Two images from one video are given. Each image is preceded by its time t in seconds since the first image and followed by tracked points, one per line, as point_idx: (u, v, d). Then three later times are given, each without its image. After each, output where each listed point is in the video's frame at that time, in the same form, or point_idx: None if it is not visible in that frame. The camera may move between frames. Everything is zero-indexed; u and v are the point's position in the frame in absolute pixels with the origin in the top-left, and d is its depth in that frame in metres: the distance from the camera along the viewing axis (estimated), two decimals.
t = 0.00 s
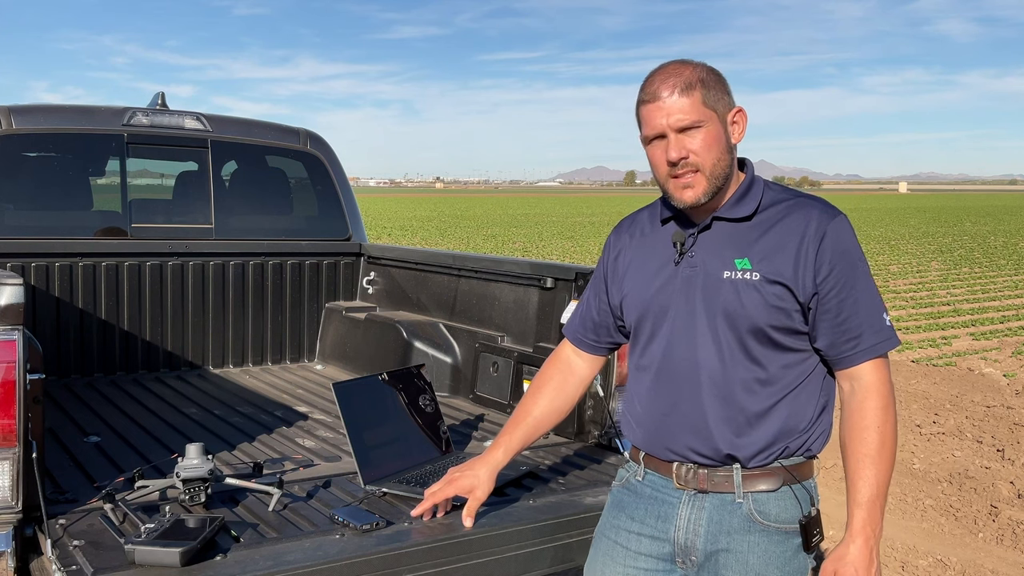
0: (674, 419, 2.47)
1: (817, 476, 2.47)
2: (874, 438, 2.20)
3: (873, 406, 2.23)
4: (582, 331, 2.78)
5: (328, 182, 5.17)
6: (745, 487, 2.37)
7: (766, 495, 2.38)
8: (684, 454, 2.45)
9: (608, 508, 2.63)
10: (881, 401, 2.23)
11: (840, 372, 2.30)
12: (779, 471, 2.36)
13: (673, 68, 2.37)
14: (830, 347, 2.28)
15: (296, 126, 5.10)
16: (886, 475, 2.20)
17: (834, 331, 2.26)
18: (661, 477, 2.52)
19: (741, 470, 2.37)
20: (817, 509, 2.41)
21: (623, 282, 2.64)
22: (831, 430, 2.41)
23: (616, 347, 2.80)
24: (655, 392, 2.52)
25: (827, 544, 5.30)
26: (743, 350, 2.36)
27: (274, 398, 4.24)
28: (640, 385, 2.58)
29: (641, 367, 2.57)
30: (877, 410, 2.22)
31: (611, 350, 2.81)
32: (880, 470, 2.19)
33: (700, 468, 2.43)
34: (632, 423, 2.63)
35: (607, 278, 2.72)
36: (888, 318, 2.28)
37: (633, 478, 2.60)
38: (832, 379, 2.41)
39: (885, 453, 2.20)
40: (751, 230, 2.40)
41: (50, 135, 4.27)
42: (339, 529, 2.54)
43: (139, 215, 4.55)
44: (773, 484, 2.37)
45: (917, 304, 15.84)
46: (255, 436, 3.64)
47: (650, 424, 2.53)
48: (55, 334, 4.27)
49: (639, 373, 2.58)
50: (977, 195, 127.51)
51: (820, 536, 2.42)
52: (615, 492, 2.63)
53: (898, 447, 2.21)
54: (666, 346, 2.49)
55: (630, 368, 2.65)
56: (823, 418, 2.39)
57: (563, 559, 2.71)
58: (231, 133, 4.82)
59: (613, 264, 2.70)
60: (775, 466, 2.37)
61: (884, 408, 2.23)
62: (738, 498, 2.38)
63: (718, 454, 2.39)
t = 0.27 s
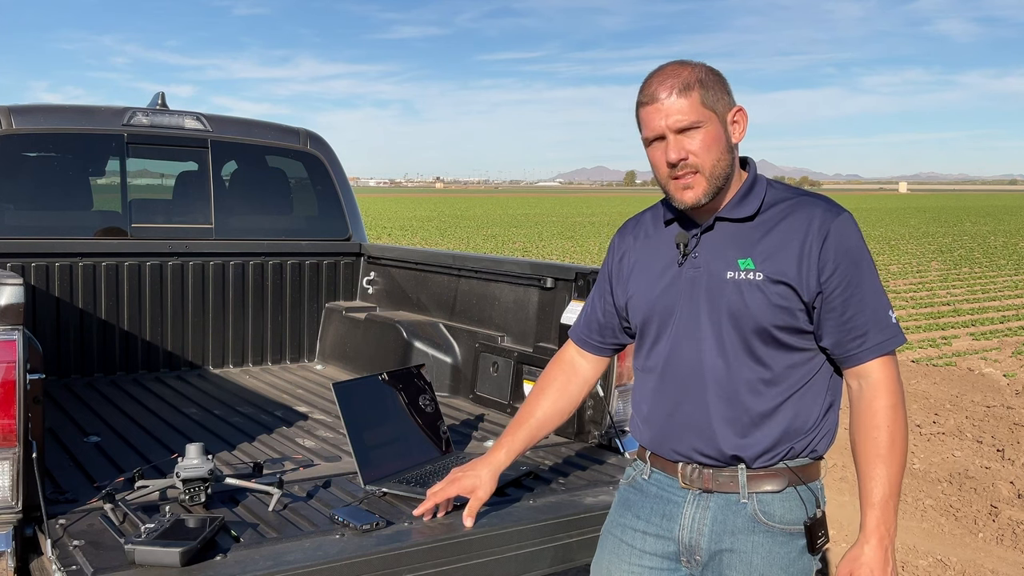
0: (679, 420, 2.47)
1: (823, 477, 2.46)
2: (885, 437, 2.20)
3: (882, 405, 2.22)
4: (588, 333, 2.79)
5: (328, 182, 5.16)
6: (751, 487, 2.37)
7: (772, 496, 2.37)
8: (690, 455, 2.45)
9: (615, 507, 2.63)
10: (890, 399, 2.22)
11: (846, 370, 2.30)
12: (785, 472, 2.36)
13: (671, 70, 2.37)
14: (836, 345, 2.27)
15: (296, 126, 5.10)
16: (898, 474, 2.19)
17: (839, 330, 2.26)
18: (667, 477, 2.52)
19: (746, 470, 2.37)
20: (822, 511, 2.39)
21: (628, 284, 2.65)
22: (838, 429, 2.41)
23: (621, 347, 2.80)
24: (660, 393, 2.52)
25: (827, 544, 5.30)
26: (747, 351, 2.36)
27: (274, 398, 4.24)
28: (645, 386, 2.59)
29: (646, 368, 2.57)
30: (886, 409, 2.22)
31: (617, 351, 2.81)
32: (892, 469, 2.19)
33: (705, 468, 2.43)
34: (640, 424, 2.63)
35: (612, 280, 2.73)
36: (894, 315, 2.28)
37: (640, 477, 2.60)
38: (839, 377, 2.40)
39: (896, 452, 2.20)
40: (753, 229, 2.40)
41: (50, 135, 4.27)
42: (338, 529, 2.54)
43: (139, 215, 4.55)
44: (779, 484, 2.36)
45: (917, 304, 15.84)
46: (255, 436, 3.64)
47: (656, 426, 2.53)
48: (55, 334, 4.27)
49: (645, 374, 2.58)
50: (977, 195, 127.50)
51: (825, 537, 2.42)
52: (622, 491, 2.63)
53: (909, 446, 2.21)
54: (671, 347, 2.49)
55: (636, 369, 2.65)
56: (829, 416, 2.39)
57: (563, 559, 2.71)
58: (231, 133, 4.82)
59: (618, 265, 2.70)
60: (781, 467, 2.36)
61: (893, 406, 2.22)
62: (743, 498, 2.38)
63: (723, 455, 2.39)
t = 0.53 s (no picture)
0: (681, 421, 2.47)
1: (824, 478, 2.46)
2: (885, 440, 2.20)
3: (882, 407, 2.22)
4: (593, 334, 2.78)
5: (328, 182, 5.16)
6: (750, 487, 2.37)
7: (772, 497, 2.37)
8: (690, 456, 2.45)
9: (616, 507, 2.63)
10: (890, 402, 2.22)
11: (850, 372, 2.30)
12: (784, 472, 2.36)
13: (664, 75, 2.37)
14: (840, 347, 2.27)
15: (296, 126, 5.10)
16: (897, 477, 2.19)
17: (842, 332, 2.26)
18: (667, 477, 2.52)
19: (746, 470, 2.37)
20: (822, 512, 2.39)
21: (631, 284, 2.65)
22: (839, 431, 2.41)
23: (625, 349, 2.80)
24: (662, 394, 2.52)
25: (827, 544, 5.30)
26: (749, 352, 2.36)
27: (274, 398, 4.24)
28: (647, 386, 2.59)
29: (648, 368, 2.57)
30: (887, 411, 2.21)
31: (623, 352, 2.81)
32: (891, 472, 2.18)
33: (705, 469, 2.43)
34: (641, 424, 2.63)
35: (616, 280, 2.72)
36: (897, 318, 2.27)
37: (641, 477, 2.60)
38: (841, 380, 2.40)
39: (895, 455, 2.19)
40: (757, 230, 2.40)
41: (50, 135, 4.27)
42: (339, 529, 2.54)
43: (139, 215, 4.55)
44: (779, 485, 2.36)
45: (917, 304, 15.84)
46: (255, 436, 3.64)
47: (657, 426, 2.53)
48: (55, 334, 4.27)
49: (647, 374, 2.59)
50: (977, 195, 127.50)
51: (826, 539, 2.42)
52: (623, 491, 2.63)
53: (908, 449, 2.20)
54: (673, 348, 2.49)
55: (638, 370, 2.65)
56: (831, 418, 2.39)
57: (563, 559, 2.71)
58: (232, 133, 4.82)
59: (622, 265, 2.70)
60: (781, 468, 2.36)
61: (894, 409, 2.22)
62: (744, 498, 2.38)
63: (724, 456, 2.39)
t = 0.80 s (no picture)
0: (676, 420, 2.48)
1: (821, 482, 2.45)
2: (882, 448, 2.19)
3: (880, 414, 2.20)
4: (603, 330, 2.82)
5: (328, 182, 5.16)
6: (745, 489, 2.37)
7: (767, 499, 2.37)
8: (686, 456, 2.46)
9: (613, 507, 2.64)
10: (889, 409, 2.20)
11: (847, 378, 2.28)
12: (780, 475, 2.35)
13: (664, 74, 2.38)
14: (837, 352, 2.26)
15: (296, 126, 5.10)
16: (895, 485, 2.18)
17: (839, 336, 2.25)
18: (664, 477, 2.53)
19: (740, 472, 2.37)
20: (819, 515, 2.39)
21: (634, 282, 2.66)
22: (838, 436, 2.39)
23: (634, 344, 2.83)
24: (660, 394, 2.53)
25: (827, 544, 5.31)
26: (744, 353, 2.36)
27: (274, 398, 4.24)
28: (646, 385, 2.60)
29: (647, 367, 2.58)
30: (885, 419, 2.20)
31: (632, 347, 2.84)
32: (888, 481, 2.17)
33: (700, 469, 2.43)
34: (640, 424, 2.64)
35: (622, 279, 2.74)
36: (899, 325, 2.25)
37: (638, 477, 2.60)
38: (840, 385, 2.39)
39: (893, 463, 2.18)
40: (756, 231, 2.40)
41: (50, 135, 4.27)
42: (338, 529, 2.54)
43: (139, 215, 4.55)
44: (775, 487, 2.36)
45: (917, 304, 15.84)
46: (255, 436, 3.64)
47: (654, 425, 2.54)
48: (55, 334, 4.27)
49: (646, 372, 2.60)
50: (977, 195, 127.49)
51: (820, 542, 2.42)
52: (620, 491, 2.64)
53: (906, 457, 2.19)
54: (671, 348, 2.50)
55: (641, 368, 2.66)
56: (830, 423, 2.37)
57: (563, 559, 2.71)
58: (231, 133, 4.82)
59: (627, 264, 2.71)
60: (777, 470, 2.36)
61: (893, 416, 2.20)
62: (738, 501, 2.38)
63: (718, 456, 2.39)
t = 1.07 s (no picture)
0: (672, 419, 2.48)
1: (817, 483, 2.44)
2: (873, 452, 2.19)
3: (872, 419, 2.20)
4: (606, 327, 2.83)
5: (328, 182, 5.16)
6: (739, 490, 2.37)
7: (761, 500, 2.36)
8: (680, 455, 2.46)
9: (611, 506, 2.64)
10: (882, 414, 2.20)
11: (844, 381, 2.28)
12: (774, 476, 2.35)
13: (670, 72, 2.38)
14: (834, 354, 2.26)
15: (296, 126, 5.10)
16: (884, 490, 2.18)
17: (836, 339, 2.25)
18: (659, 476, 2.53)
19: (735, 473, 2.37)
20: (812, 517, 2.38)
21: (635, 281, 2.67)
22: (834, 440, 2.39)
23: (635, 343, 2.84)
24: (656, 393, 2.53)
25: (827, 544, 5.30)
26: (741, 354, 2.36)
27: (274, 398, 4.24)
28: (644, 384, 2.60)
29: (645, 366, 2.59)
30: (877, 423, 2.20)
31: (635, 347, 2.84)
32: (877, 486, 2.18)
33: (695, 469, 2.43)
34: (638, 423, 2.64)
35: (623, 276, 2.75)
36: (897, 329, 2.25)
37: (634, 476, 2.60)
38: (837, 389, 2.38)
39: (883, 468, 2.18)
40: (756, 232, 2.40)
41: (50, 135, 4.27)
42: (338, 529, 2.54)
43: (139, 215, 4.55)
44: (769, 489, 2.35)
45: (916, 304, 15.84)
46: (255, 436, 3.64)
47: (650, 424, 2.55)
48: (55, 334, 4.27)
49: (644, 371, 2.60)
50: (977, 195, 127.49)
51: (816, 545, 2.40)
52: (617, 490, 2.64)
53: (897, 463, 2.19)
54: (668, 347, 2.50)
55: (640, 367, 2.66)
56: (826, 426, 2.37)
57: (563, 559, 2.71)
58: (231, 133, 4.82)
59: (629, 262, 2.72)
60: (771, 472, 2.35)
61: (886, 421, 2.20)
62: (731, 501, 2.37)
63: (713, 457, 2.39)
